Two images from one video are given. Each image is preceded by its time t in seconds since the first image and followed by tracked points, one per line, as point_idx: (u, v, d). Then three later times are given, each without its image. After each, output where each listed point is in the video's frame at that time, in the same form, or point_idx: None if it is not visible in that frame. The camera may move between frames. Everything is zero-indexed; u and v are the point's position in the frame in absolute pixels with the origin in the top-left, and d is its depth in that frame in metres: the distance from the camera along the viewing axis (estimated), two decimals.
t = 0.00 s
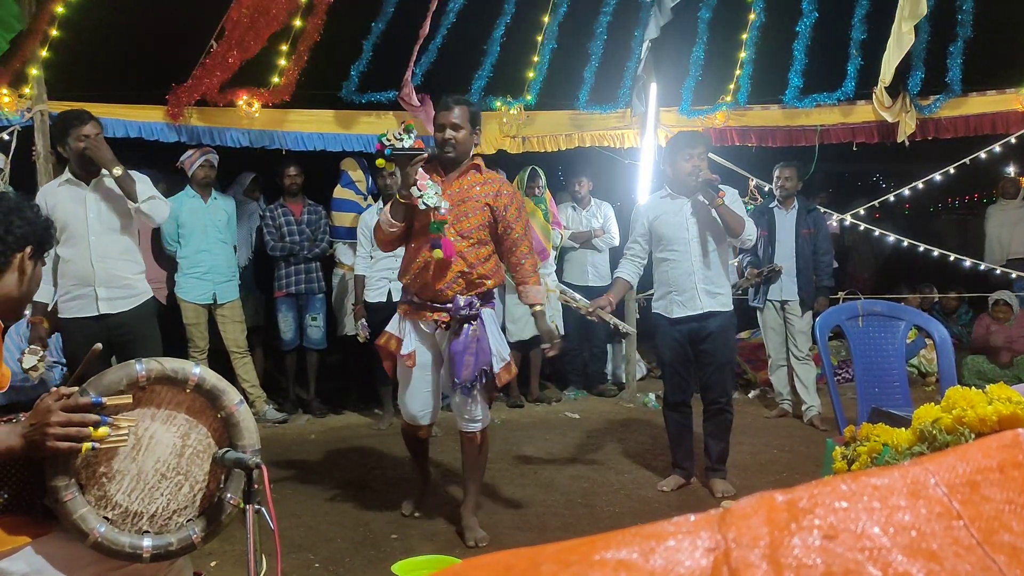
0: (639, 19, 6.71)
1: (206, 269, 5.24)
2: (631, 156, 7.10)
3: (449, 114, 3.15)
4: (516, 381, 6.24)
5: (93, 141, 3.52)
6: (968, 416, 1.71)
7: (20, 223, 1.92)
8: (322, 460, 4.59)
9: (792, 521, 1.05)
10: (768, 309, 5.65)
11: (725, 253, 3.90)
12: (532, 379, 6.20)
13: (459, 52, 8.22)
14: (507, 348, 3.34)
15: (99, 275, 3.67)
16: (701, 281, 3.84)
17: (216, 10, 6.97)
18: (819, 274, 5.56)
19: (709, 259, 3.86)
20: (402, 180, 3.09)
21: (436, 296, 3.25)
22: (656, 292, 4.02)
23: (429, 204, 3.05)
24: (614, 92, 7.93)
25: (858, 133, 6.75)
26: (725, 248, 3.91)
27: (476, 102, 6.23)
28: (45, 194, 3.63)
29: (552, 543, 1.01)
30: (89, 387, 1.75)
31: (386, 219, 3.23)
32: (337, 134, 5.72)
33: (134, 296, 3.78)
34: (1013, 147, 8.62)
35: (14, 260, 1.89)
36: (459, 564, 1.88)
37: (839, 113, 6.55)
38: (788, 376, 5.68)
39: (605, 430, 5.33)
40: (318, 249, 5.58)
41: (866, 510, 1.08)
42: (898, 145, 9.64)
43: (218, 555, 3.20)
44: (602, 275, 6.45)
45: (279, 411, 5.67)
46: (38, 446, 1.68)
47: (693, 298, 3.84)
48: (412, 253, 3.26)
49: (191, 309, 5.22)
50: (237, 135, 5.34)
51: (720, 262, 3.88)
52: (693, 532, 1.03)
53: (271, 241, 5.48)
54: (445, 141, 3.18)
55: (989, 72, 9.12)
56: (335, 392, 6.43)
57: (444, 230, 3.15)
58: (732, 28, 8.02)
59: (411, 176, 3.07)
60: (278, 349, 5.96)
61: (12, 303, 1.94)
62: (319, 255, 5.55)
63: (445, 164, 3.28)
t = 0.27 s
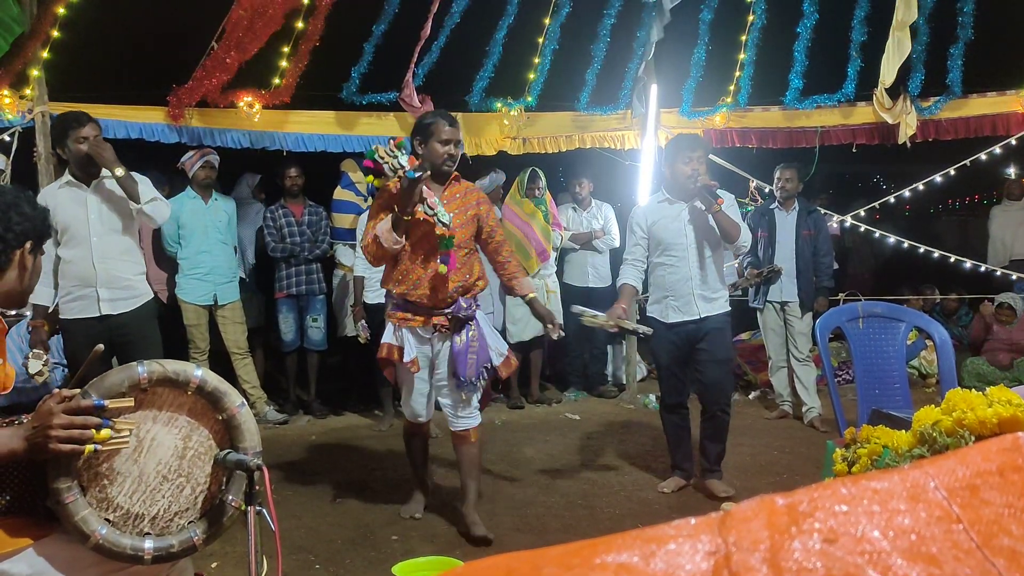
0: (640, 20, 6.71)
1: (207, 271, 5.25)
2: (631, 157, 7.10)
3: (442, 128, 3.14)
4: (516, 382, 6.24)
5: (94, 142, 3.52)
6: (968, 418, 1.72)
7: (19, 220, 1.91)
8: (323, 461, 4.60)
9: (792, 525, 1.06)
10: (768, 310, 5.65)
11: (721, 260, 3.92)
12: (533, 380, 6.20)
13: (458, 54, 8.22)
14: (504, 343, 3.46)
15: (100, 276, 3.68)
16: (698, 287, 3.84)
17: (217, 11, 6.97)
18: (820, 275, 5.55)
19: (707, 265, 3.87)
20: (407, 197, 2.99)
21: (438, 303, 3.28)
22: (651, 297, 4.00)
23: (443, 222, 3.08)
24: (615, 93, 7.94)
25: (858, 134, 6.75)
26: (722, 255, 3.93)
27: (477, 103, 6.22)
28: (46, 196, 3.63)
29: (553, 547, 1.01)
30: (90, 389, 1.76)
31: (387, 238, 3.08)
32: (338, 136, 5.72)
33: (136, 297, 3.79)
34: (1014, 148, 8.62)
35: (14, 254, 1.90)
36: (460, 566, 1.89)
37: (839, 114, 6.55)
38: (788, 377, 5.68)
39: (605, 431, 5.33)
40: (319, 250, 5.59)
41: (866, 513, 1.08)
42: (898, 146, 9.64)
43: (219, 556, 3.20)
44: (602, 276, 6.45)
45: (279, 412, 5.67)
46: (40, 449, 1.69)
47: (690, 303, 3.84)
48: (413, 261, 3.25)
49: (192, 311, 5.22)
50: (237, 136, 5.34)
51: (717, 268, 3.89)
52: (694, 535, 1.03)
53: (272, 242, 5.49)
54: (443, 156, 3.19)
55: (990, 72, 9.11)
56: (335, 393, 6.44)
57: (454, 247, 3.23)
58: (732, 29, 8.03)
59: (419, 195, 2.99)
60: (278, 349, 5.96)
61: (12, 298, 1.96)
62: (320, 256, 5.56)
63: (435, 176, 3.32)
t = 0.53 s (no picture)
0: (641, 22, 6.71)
1: (209, 272, 5.26)
2: (632, 158, 7.11)
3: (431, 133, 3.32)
4: (517, 384, 6.24)
5: (95, 145, 3.55)
6: (969, 421, 1.72)
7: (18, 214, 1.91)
8: (324, 462, 4.60)
9: (793, 528, 1.06)
10: (769, 311, 5.64)
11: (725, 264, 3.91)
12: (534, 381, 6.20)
13: (460, 55, 8.23)
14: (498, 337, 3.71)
15: (102, 277, 3.67)
16: (700, 293, 3.85)
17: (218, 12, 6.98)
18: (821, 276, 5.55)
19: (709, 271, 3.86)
20: (415, 206, 3.19)
21: (447, 296, 3.46)
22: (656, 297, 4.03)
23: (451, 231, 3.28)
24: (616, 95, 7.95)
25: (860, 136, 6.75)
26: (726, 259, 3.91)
27: (478, 105, 6.22)
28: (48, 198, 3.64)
29: (554, 549, 1.01)
30: (94, 391, 1.77)
31: (396, 246, 3.23)
32: (339, 137, 5.73)
33: (137, 297, 3.79)
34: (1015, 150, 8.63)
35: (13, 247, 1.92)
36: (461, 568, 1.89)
37: (840, 115, 6.55)
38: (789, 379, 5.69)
39: (606, 433, 5.33)
40: (320, 251, 5.59)
41: (867, 517, 1.08)
42: (899, 148, 9.64)
43: (219, 558, 3.20)
44: (603, 277, 6.43)
45: (280, 413, 5.67)
46: (43, 452, 1.69)
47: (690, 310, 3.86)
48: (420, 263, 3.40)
49: (192, 312, 5.23)
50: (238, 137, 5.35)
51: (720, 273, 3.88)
52: (695, 538, 1.03)
53: (273, 243, 5.49)
54: (436, 157, 3.37)
55: (991, 73, 9.11)
56: (336, 394, 6.44)
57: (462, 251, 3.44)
58: (733, 31, 8.03)
59: (428, 206, 3.21)
60: (279, 350, 5.96)
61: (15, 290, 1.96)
62: (321, 257, 5.57)
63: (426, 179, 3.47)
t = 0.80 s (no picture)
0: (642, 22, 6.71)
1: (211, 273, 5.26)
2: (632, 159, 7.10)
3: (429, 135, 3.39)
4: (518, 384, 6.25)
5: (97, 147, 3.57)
6: (969, 422, 1.72)
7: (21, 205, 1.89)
8: (324, 462, 4.60)
9: (794, 529, 1.06)
10: (770, 311, 5.65)
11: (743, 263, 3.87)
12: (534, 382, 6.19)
13: (460, 55, 8.22)
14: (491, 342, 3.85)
15: (104, 278, 3.68)
16: (716, 294, 3.82)
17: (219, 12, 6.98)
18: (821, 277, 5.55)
19: (726, 271, 3.82)
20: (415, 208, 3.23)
21: (449, 296, 3.52)
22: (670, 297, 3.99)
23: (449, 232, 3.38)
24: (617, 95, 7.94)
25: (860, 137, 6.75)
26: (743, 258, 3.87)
27: (479, 105, 6.22)
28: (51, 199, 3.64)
29: (554, 550, 1.01)
30: (96, 390, 1.77)
31: (395, 247, 3.27)
32: (340, 138, 5.74)
33: (140, 298, 3.81)
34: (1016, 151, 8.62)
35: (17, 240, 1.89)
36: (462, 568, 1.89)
37: (841, 116, 6.54)
38: (789, 379, 5.69)
39: (607, 433, 5.33)
40: (321, 251, 5.60)
41: (867, 518, 1.08)
42: (900, 148, 9.63)
43: (219, 558, 3.20)
44: (604, 278, 6.44)
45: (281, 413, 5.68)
46: (45, 450, 1.68)
47: (705, 310, 3.83)
48: (420, 263, 3.44)
49: (193, 312, 5.23)
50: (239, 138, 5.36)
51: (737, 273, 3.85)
52: (695, 540, 1.03)
53: (274, 244, 5.50)
54: (434, 160, 3.39)
55: (992, 74, 9.11)
56: (337, 394, 6.44)
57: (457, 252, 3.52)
58: (734, 31, 8.02)
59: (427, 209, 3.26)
60: (279, 350, 5.96)
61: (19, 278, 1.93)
62: (321, 258, 5.58)
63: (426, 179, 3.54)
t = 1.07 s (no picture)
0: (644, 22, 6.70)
1: (210, 270, 5.26)
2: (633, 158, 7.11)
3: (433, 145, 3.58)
4: (518, 383, 6.24)
5: (100, 146, 3.58)
6: (971, 420, 1.72)
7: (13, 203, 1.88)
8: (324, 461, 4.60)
9: (795, 525, 1.06)
10: (770, 311, 5.66)
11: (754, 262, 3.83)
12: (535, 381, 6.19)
13: (460, 54, 8.22)
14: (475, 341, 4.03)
15: (105, 276, 3.68)
16: (728, 292, 3.72)
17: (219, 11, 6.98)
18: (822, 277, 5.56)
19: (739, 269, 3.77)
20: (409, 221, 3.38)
21: (442, 301, 3.67)
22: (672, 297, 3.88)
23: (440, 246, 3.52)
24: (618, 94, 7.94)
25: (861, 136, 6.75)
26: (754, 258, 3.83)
27: (479, 104, 6.22)
28: (51, 198, 3.65)
29: (555, 546, 1.01)
30: (88, 379, 1.78)
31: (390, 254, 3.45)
32: (340, 136, 5.73)
33: (142, 297, 3.83)
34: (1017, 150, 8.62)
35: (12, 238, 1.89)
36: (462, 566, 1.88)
37: (843, 115, 6.54)
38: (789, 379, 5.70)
39: (607, 432, 5.33)
40: (321, 250, 5.59)
41: (869, 513, 1.08)
42: (901, 148, 9.63)
43: (220, 556, 3.20)
44: (605, 277, 6.45)
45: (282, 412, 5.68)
46: (37, 440, 1.69)
47: (716, 309, 3.72)
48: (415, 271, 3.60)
49: (193, 311, 5.22)
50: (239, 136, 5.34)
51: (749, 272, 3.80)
52: (697, 535, 1.03)
53: (274, 242, 5.49)
54: (438, 168, 3.61)
55: (993, 74, 9.10)
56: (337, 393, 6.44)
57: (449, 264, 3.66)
58: (735, 30, 8.02)
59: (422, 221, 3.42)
60: (280, 349, 5.97)
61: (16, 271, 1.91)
62: (321, 257, 5.56)
63: (428, 184, 3.69)
